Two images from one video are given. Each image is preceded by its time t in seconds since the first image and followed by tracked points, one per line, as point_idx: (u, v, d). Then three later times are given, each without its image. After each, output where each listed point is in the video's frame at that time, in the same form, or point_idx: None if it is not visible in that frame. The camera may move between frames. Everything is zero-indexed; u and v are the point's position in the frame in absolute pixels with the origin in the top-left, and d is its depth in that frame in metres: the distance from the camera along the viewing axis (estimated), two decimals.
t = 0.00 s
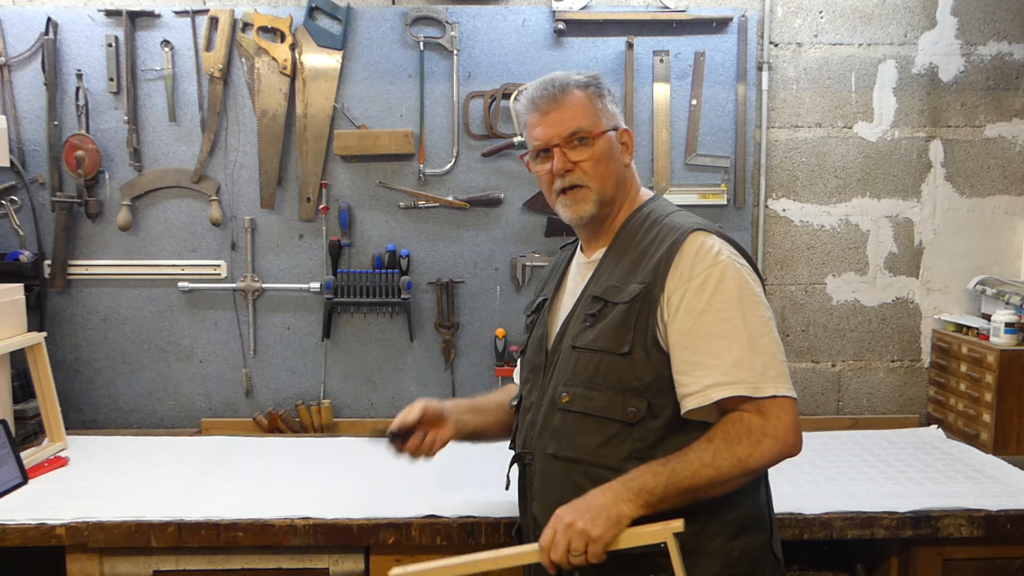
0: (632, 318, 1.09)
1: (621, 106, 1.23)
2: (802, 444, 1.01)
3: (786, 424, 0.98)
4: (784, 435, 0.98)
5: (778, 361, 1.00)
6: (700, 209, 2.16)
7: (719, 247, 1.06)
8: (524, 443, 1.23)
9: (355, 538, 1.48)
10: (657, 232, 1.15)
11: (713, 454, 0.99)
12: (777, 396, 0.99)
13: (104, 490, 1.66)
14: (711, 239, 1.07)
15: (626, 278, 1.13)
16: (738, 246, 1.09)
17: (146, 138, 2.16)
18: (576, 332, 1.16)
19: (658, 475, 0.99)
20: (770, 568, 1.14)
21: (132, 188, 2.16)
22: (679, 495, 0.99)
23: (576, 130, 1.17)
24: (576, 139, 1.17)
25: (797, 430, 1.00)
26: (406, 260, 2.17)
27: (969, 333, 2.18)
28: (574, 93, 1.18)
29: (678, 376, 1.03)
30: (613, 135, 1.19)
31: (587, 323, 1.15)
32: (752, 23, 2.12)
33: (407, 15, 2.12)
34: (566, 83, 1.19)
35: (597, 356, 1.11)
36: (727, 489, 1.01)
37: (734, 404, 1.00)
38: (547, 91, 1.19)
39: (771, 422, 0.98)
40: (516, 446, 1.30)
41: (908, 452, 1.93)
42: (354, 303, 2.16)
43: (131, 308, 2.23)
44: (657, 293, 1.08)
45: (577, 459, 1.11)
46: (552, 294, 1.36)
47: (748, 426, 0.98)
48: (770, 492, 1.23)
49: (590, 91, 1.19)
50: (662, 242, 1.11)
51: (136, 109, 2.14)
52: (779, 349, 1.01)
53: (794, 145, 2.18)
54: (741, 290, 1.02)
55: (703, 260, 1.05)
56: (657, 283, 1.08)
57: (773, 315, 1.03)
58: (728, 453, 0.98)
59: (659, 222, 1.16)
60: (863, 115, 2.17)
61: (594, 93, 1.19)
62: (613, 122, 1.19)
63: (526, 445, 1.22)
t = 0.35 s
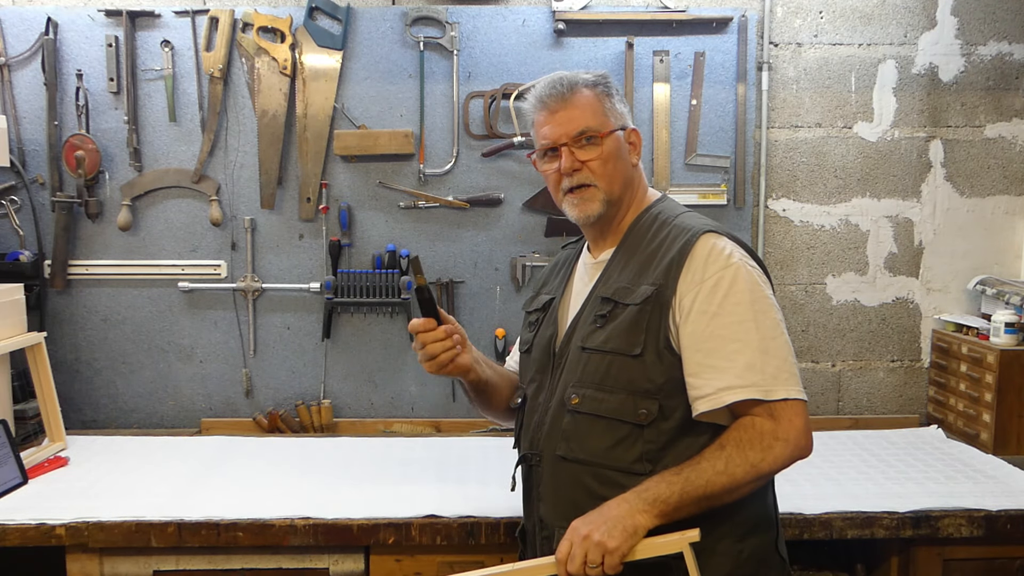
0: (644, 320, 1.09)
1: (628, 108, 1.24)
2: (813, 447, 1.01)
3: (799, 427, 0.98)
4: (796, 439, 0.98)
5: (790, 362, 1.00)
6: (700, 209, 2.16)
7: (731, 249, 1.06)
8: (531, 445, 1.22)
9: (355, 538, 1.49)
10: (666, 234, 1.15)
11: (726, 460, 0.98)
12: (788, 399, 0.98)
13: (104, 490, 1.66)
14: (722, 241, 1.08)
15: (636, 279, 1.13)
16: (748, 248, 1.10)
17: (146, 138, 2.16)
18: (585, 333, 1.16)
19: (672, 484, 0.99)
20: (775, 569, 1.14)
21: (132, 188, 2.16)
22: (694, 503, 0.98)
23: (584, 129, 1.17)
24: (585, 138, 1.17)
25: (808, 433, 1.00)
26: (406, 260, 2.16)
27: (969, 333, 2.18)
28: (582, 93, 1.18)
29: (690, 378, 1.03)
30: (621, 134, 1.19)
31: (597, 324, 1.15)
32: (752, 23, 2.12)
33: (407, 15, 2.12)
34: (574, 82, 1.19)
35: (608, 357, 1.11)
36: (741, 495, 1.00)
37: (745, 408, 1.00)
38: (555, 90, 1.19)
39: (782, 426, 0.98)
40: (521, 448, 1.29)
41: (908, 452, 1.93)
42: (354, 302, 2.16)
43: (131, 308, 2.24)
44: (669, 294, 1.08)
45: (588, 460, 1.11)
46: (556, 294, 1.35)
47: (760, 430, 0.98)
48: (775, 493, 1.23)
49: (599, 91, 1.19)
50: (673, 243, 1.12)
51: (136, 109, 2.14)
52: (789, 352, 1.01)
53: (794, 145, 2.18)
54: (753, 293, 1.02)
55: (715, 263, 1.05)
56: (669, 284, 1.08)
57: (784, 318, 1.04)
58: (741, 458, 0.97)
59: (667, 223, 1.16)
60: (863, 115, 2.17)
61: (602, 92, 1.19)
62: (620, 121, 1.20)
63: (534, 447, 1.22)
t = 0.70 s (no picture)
0: (651, 322, 1.09)
1: (631, 106, 1.22)
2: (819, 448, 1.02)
3: (806, 429, 0.99)
4: (804, 441, 0.99)
5: (796, 364, 1.00)
6: (700, 209, 2.16)
7: (738, 251, 1.06)
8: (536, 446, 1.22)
9: (355, 538, 1.48)
10: (672, 235, 1.15)
11: (735, 463, 0.98)
12: (794, 401, 0.99)
13: (104, 490, 1.66)
14: (730, 243, 1.07)
15: (643, 281, 1.13)
16: (755, 250, 1.10)
17: (146, 138, 2.16)
18: (591, 335, 1.16)
19: (680, 487, 0.99)
20: (779, 569, 1.14)
21: (132, 188, 2.16)
22: (702, 505, 0.98)
23: (585, 135, 1.16)
24: (586, 144, 1.16)
25: (814, 434, 1.00)
26: (406, 260, 2.17)
27: (969, 333, 2.18)
28: (581, 97, 1.17)
29: (697, 380, 1.03)
30: (622, 137, 1.18)
31: (604, 325, 1.15)
32: (752, 23, 2.12)
33: (407, 15, 2.12)
34: (574, 86, 1.18)
35: (614, 359, 1.11)
36: (749, 496, 1.00)
37: (753, 409, 1.00)
38: (553, 96, 1.19)
39: (789, 429, 0.98)
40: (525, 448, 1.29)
41: (908, 452, 1.93)
42: (354, 302, 2.16)
43: (131, 308, 2.24)
44: (676, 297, 1.08)
45: (593, 462, 1.11)
46: (561, 294, 1.35)
47: (768, 433, 0.98)
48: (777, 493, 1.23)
49: (598, 93, 1.18)
50: (680, 245, 1.12)
51: (136, 109, 2.14)
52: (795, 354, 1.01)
53: (794, 145, 2.18)
54: (761, 296, 1.02)
55: (723, 266, 1.05)
56: (676, 286, 1.08)
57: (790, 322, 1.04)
58: (749, 461, 0.97)
59: (674, 225, 1.16)
60: (863, 115, 2.17)
61: (602, 94, 1.18)
62: (621, 123, 1.18)
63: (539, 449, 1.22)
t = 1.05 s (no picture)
0: (652, 324, 1.09)
1: (609, 109, 1.17)
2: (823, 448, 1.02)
3: (816, 426, 0.99)
4: (814, 438, 0.99)
5: (800, 366, 1.00)
6: (700, 209, 2.16)
7: (741, 253, 1.06)
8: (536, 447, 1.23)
9: (355, 538, 1.48)
10: (674, 237, 1.15)
11: (756, 451, 0.95)
12: (804, 398, 0.99)
13: (105, 490, 1.66)
14: (732, 245, 1.07)
15: (645, 282, 1.13)
16: (757, 251, 1.10)
17: (146, 138, 2.16)
18: (593, 336, 1.16)
19: (702, 471, 0.94)
20: (781, 570, 1.14)
21: (132, 188, 2.16)
22: (719, 491, 0.94)
23: (561, 154, 1.14)
24: (562, 162, 1.15)
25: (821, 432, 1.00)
26: (406, 260, 2.17)
27: (969, 333, 2.18)
28: (557, 111, 1.16)
29: (702, 382, 1.03)
30: (602, 146, 1.15)
31: (605, 327, 1.15)
32: (752, 23, 2.12)
33: (407, 15, 2.12)
34: (550, 100, 1.17)
35: (616, 361, 1.11)
36: (758, 489, 0.97)
37: (760, 405, 0.99)
38: (529, 116, 1.19)
39: (804, 423, 0.98)
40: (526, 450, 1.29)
41: (908, 452, 1.93)
42: (354, 302, 2.16)
43: (131, 308, 2.24)
44: (678, 299, 1.08)
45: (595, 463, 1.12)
46: (561, 294, 1.35)
47: (787, 425, 0.97)
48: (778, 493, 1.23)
49: (570, 107, 1.15)
50: (682, 247, 1.12)
51: (136, 109, 2.14)
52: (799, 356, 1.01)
53: (794, 145, 2.18)
54: (764, 298, 1.02)
55: (725, 268, 1.04)
56: (678, 288, 1.08)
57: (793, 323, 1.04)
58: (770, 451, 0.95)
59: (675, 226, 1.16)
60: (863, 115, 2.17)
61: (578, 105, 1.16)
62: (600, 132, 1.15)
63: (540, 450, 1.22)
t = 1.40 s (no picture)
0: (654, 322, 1.09)
1: (606, 107, 1.17)
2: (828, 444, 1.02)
3: (824, 419, 1.00)
4: (821, 430, 0.99)
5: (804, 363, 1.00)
6: (700, 209, 2.16)
7: (743, 251, 1.06)
8: (536, 446, 1.22)
9: (355, 538, 1.48)
10: (674, 235, 1.15)
11: (768, 431, 0.96)
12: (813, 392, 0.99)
13: (105, 490, 1.66)
14: (733, 243, 1.07)
15: (646, 280, 1.13)
16: (758, 248, 1.10)
17: (146, 138, 2.16)
18: (595, 334, 1.16)
19: (715, 441, 0.94)
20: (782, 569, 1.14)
21: (132, 188, 2.16)
22: (728, 468, 0.94)
23: (555, 150, 1.15)
24: (556, 158, 1.15)
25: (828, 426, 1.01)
26: (406, 260, 2.17)
27: (969, 332, 2.18)
28: (552, 107, 1.16)
29: (707, 380, 1.03)
30: (596, 143, 1.15)
31: (607, 325, 1.15)
32: (752, 23, 2.12)
33: (407, 15, 2.12)
34: (546, 97, 1.18)
35: (618, 359, 1.11)
36: (764, 473, 0.98)
37: (773, 398, 0.98)
38: (525, 112, 1.20)
39: (814, 414, 0.98)
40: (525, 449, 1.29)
41: (908, 452, 1.93)
42: (354, 302, 2.16)
43: (131, 308, 2.23)
44: (680, 297, 1.07)
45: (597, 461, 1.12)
46: (560, 292, 1.35)
47: (799, 413, 0.97)
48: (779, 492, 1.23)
49: (565, 104, 1.16)
50: (683, 245, 1.11)
51: (136, 109, 2.14)
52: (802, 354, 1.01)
53: (794, 145, 2.18)
54: (767, 295, 1.02)
55: (727, 265, 1.04)
56: (679, 286, 1.08)
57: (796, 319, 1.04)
58: (781, 434, 0.96)
59: (676, 224, 1.16)
60: (863, 115, 2.17)
61: (574, 102, 1.16)
62: (596, 129, 1.15)
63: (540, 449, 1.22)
